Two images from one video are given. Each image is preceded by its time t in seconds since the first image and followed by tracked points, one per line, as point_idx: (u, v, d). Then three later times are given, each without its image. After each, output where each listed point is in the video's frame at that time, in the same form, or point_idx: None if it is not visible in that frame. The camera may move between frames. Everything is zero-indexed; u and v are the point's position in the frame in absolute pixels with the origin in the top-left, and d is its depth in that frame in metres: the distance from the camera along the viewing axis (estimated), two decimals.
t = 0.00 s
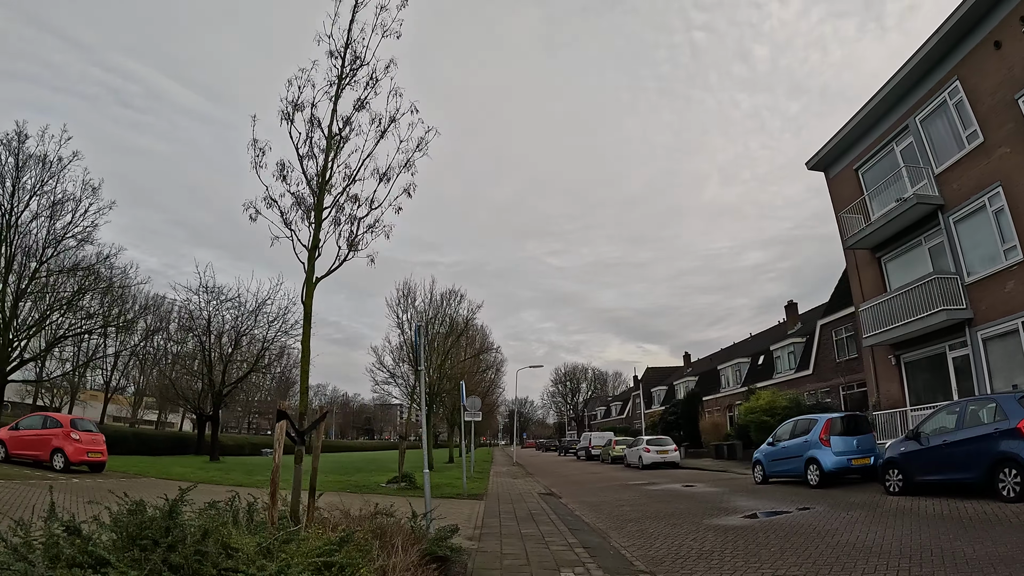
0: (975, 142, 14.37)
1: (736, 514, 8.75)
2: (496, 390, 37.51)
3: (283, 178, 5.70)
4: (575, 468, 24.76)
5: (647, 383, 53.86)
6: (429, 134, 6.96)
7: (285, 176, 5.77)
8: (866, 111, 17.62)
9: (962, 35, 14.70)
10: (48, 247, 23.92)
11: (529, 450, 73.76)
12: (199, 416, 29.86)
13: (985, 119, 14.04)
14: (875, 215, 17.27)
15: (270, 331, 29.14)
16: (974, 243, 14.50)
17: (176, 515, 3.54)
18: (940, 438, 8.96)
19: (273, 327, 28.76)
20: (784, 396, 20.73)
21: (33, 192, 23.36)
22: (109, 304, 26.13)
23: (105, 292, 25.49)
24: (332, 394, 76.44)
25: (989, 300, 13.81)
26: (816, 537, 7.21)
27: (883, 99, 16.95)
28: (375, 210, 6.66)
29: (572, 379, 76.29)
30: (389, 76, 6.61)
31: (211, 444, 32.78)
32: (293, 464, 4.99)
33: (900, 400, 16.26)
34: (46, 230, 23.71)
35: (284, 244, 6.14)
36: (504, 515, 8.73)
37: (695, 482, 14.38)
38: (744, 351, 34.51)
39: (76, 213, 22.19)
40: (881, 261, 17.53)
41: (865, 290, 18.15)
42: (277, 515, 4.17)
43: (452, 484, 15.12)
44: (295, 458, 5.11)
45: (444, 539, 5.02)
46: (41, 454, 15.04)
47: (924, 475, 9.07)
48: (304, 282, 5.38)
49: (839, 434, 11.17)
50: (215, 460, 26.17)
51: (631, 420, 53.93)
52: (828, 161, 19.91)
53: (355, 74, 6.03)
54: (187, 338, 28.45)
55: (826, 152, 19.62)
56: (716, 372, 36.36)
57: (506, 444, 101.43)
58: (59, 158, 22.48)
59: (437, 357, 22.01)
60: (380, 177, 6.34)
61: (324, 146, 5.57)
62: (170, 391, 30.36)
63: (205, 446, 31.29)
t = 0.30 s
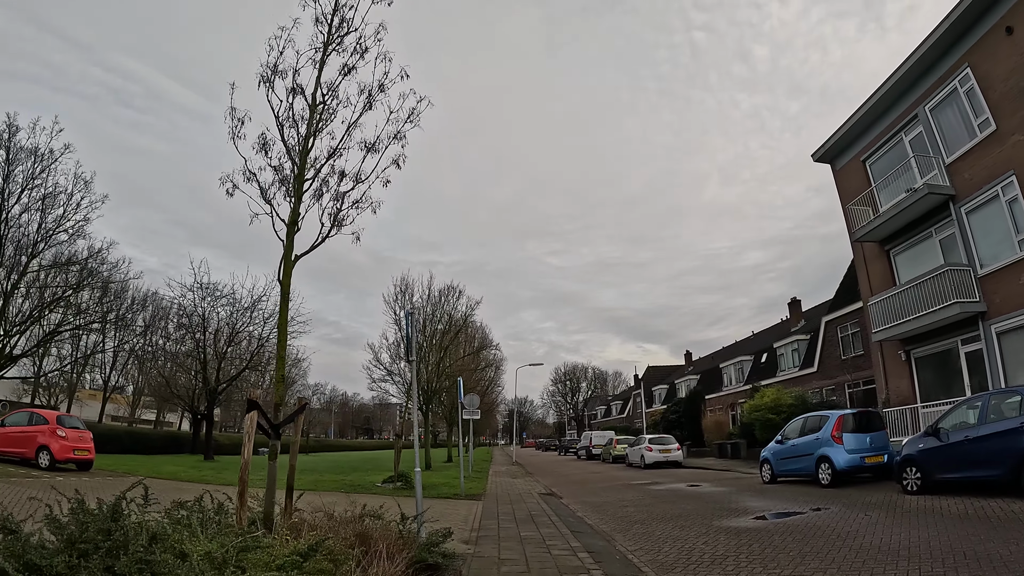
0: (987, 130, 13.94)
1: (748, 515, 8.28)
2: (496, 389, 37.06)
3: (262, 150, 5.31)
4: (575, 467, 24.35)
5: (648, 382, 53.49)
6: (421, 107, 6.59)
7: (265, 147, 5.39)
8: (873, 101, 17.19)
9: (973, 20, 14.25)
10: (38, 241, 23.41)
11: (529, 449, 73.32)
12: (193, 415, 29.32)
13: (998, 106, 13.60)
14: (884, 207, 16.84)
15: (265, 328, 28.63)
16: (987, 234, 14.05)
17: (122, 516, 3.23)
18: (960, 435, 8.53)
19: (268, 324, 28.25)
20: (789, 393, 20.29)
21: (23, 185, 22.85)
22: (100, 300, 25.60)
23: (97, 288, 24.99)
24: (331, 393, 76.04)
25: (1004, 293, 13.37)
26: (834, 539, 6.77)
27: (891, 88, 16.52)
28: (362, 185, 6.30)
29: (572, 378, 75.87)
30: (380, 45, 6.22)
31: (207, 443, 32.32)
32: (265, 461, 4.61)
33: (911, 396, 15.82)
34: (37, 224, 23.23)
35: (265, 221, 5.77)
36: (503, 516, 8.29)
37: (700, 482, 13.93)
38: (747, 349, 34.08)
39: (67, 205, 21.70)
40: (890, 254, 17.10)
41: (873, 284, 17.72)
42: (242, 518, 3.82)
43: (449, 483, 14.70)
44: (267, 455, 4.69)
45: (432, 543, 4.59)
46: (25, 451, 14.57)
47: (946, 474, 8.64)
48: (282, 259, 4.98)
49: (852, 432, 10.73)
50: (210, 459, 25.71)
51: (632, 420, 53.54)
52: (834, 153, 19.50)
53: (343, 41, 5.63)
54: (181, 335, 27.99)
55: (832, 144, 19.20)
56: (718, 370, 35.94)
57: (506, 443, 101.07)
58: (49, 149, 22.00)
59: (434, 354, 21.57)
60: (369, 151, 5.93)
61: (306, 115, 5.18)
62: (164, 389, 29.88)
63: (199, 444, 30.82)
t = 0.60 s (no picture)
0: (1000, 121, 13.52)
1: (763, 520, 7.86)
2: (496, 389, 36.63)
3: (243, 125, 4.99)
4: (578, 468, 23.93)
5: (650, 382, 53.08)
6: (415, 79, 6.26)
7: (247, 122, 5.08)
8: (882, 93, 16.77)
9: (986, 8, 13.83)
10: (31, 238, 22.99)
11: (529, 450, 72.83)
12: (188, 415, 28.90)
13: (1012, 96, 13.18)
14: (894, 201, 16.42)
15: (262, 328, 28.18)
16: (1003, 227, 13.62)
17: (58, 527, 3.14)
18: (985, 434, 8.10)
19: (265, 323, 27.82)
20: (796, 392, 19.85)
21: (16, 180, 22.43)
22: (94, 298, 25.16)
23: (91, 286, 24.58)
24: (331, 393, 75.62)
25: (1020, 287, 12.94)
26: (858, 545, 6.34)
27: (901, 79, 16.09)
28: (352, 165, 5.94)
29: (573, 378, 75.44)
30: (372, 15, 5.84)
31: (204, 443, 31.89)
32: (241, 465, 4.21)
33: (923, 395, 15.40)
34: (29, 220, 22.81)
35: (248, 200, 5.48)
36: (505, 522, 7.87)
37: (708, 483, 13.50)
38: (751, 348, 33.64)
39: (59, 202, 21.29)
40: (901, 249, 16.67)
41: (883, 280, 17.30)
42: (204, 532, 3.43)
43: (448, 486, 14.27)
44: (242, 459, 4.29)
45: (426, 556, 4.19)
46: (12, 452, 14.14)
47: (971, 475, 8.21)
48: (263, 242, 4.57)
49: (868, 431, 10.30)
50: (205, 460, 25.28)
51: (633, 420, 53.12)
52: (842, 146, 19.08)
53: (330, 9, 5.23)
54: (177, 334, 27.59)
55: (839, 137, 18.79)
56: (721, 369, 35.49)
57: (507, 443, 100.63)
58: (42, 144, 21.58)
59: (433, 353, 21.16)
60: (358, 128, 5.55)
61: (289, 91, 4.84)
62: (160, 389, 29.47)
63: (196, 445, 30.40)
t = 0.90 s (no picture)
0: (1017, 109, 13.06)
1: (781, 524, 7.42)
2: (498, 388, 36.18)
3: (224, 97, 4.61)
4: (581, 468, 23.48)
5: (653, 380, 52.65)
6: (411, 41, 5.97)
7: (228, 94, 4.71)
8: (894, 82, 16.31)
9: None
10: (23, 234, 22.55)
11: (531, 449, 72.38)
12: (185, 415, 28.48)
13: None
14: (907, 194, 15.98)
15: (259, 326, 27.68)
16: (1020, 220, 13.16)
17: None
18: (1013, 432, 7.66)
19: (262, 321, 27.35)
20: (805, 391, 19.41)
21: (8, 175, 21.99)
22: (88, 295, 24.72)
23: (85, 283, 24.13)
24: (331, 392, 75.22)
25: None
26: (888, 553, 5.88)
27: (913, 68, 15.63)
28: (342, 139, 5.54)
29: (575, 377, 74.99)
30: None
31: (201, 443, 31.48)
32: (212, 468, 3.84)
33: (937, 392, 14.98)
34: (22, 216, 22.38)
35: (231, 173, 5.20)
36: (510, 527, 7.43)
37: (717, 485, 13.05)
38: (756, 346, 33.16)
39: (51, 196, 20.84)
40: (914, 243, 16.23)
41: (895, 275, 16.87)
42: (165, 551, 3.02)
43: (449, 487, 13.83)
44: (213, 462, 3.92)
45: (424, 566, 3.80)
46: None
47: (999, 476, 7.77)
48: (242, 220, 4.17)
49: (886, 430, 9.86)
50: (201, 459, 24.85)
51: (636, 419, 52.65)
52: (852, 138, 18.63)
53: None
54: (173, 333, 27.14)
55: (849, 129, 18.33)
56: (726, 368, 35.00)
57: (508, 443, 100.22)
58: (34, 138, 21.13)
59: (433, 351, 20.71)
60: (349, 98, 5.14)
61: (271, 58, 4.46)
62: (157, 388, 29.04)
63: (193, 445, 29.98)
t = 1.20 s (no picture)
0: None
1: (797, 525, 7.01)
2: (498, 387, 35.78)
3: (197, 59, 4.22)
4: (583, 468, 23.06)
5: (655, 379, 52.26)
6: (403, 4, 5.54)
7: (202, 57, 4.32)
8: (903, 71, 15.89)
9: None
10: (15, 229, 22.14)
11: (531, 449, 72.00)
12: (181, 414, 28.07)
13: None
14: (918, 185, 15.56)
15: (256, 324, 27.21)
16: None
17: None
18: None
19: (258, 319, 26.88)
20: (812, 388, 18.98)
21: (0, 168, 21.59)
22: (82, 291, 24.30)
23: (78, 279, 23.71)
24: (331, 392, 74.86)
25: None
26: (914, 556, 5.47)
27: (924, 56, 15.20)
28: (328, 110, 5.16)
29: (576, 376, 74.61)
30: None
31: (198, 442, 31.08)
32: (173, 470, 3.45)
33: (949, 388, 14.56)
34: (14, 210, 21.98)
35: (207, 140, 4.93)
36: (510, 529, 7.01)
37: (724, 484, 12.63)
38: (760, 344, 32.73)
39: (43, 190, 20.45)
40: (926, 236, 15.80)
41: (906, 268, 16.45)
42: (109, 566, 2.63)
43: (448, 486, 13.41)
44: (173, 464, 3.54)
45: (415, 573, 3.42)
46: None
47: None
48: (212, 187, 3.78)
49: (903, 427, 9.44)
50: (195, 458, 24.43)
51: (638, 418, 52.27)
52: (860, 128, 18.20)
53: None
54: (169, 330, 26.71)
55: (858, 119, 17.91)
56: (729, 366, 34.58)
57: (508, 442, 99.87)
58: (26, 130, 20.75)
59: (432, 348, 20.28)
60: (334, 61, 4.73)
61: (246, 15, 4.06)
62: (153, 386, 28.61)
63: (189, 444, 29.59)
